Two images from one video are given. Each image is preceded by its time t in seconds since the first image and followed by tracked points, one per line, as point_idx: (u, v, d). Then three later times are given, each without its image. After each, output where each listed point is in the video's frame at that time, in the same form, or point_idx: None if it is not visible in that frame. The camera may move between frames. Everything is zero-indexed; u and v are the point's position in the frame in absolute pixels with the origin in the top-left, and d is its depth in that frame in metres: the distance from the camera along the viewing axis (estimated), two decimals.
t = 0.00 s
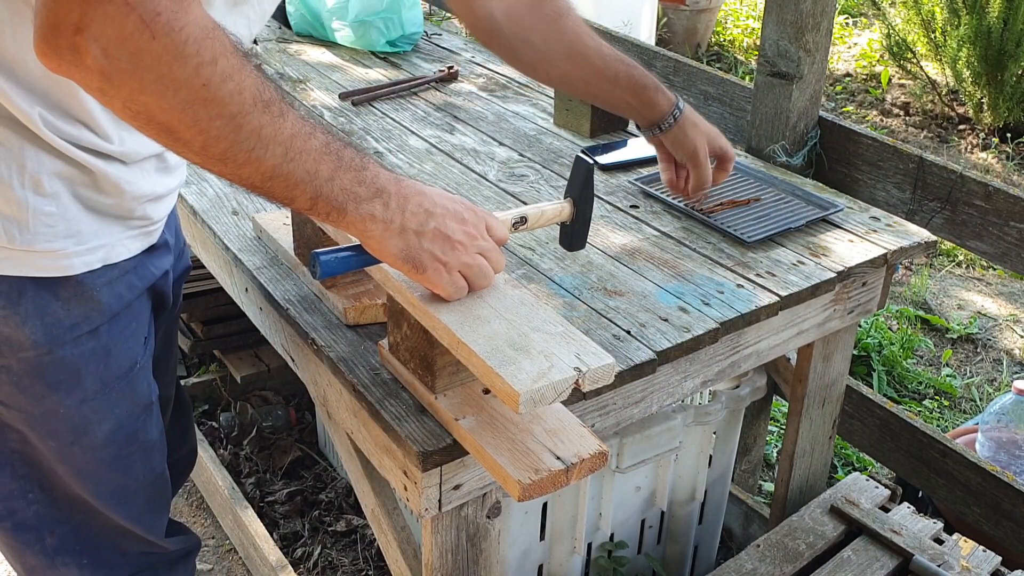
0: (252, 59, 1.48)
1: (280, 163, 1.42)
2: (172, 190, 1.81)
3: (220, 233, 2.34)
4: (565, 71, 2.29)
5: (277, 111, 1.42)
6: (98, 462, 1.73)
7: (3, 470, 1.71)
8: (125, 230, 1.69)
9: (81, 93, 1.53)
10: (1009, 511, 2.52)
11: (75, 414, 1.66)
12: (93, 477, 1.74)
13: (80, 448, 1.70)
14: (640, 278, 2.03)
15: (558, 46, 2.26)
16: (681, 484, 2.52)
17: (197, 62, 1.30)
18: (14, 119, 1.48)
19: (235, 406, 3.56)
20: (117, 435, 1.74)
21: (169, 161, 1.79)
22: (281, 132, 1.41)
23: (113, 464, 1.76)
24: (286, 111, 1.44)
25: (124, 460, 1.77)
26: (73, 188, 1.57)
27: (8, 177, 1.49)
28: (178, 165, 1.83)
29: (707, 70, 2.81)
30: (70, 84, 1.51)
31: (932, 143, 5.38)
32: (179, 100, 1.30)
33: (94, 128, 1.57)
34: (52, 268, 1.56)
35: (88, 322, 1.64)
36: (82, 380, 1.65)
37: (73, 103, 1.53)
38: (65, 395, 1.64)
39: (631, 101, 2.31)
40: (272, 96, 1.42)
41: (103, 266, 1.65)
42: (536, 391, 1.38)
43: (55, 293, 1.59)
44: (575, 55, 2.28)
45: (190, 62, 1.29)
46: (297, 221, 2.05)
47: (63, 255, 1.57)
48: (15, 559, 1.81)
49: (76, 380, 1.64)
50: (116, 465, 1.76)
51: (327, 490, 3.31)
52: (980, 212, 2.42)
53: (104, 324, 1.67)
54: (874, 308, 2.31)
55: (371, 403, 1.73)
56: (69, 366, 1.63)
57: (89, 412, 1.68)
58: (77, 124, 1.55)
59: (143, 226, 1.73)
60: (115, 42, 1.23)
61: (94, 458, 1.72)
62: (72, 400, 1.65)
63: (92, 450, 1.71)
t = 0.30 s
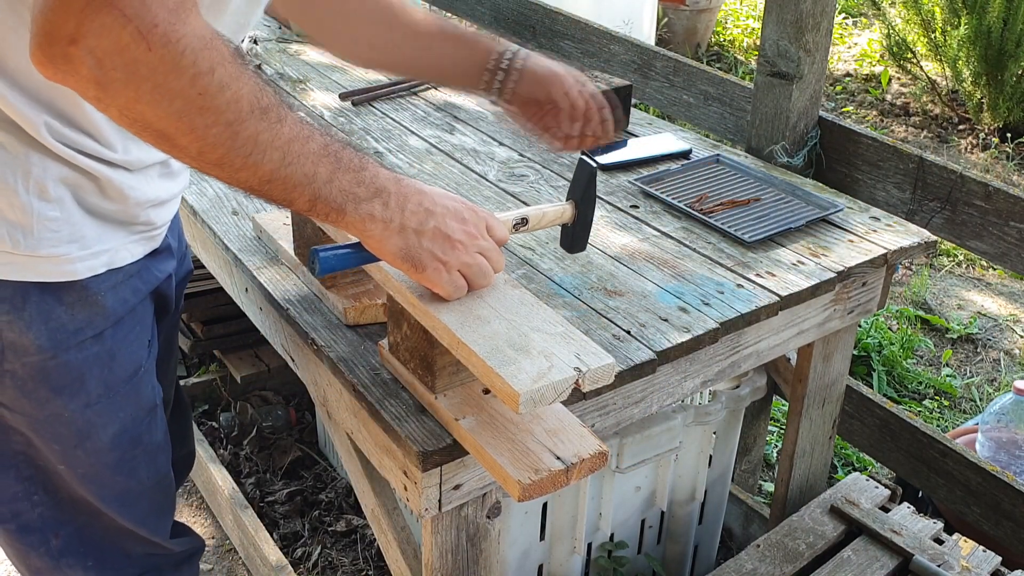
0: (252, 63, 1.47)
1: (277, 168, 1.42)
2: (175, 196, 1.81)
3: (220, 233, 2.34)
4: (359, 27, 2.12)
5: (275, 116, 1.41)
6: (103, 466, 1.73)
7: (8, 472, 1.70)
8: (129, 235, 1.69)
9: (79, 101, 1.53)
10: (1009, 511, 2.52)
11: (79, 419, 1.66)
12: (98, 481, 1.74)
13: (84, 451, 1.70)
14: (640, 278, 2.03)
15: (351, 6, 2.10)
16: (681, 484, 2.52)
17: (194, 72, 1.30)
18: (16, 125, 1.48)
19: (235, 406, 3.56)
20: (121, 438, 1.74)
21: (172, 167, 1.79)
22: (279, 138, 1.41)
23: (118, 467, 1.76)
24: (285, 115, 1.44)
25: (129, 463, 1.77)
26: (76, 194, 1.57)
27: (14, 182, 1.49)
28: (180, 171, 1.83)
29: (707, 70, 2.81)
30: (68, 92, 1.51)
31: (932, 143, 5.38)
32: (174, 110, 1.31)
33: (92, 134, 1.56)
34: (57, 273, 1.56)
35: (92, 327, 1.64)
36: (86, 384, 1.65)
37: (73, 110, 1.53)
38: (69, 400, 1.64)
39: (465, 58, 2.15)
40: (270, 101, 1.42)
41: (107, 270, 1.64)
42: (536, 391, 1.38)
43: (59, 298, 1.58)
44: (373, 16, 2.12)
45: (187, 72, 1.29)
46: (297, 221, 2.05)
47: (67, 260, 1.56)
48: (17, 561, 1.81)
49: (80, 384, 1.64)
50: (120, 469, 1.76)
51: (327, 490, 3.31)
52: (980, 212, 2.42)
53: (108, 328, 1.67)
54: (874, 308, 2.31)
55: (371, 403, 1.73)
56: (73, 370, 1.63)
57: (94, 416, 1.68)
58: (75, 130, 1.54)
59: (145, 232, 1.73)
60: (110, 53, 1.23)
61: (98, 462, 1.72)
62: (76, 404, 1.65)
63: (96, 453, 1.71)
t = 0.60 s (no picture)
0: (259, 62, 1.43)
1: (279, 172, 1.39)
2: (174, 201, 1.81)
3: (220, 232, 2.34)
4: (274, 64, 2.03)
5: (281, 122, 1.37)
6: (110, 471, 1.74)
7: (15, 481, 1.70)
8: (131, 241, 1.69)
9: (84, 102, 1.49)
10: (1009, 511, 2.52)
11: (88, 426, 1.66)
12: (104, 487, 1.75)
13: (92, 458, 1.70)
14: (640, 278, 2.03)
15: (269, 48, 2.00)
16: (681, 484, 2.52)
17: (202, 78, 1.26)
18: (28, 131, 1.46)
19: (235, 406, 3.56)
20: (128, 443, 1.75)
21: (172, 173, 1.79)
22: (283, 143, 1.38)
23: (124, 472, 1.76)
24: (290, 119, 1.40)
25: (134, 468, 1.78)
26: (85, 201, 1.56)
27: (25, 191, 1.47)
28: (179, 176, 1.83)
29: (707, 70, 2.81)
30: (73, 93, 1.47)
31: (932, 143, 5.38)
32: (179, 114, 1.27)
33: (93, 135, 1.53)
34: (68, 281, 1.55)
35: (101, 333, 1.64)
36: (95, 392, 1.65)
37: (78, 109, 1.50)
38: (80, 407, 1.64)
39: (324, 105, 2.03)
40: (277, 106, 1.37)
41: (114, 276, 1.65)
42: (536, 391, 1.37)
43: (69, 305, 1.58)
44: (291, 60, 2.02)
45: (195, 77, 1.25)
46: (297, 221, 2.05)
47: (78, 267, 1.56)
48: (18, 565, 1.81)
49: (89, 392, 1.64)
50: (126, 474, 1.77)
51: (328, 490, 3.31)
52: (980, 212, 2.39)
53: (116, 334, 1.67)
54: (874, 308, 2.31)
55: (371, 403, 1.73)
56: (83, 379, 1.63)
57: (102, 423, 1.68)
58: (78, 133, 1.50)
59: (147, 237, 1.73)
60: (117, 54, 1.19)
61: (105, 468, 1.73)
62: (86, 412, 1.65)
63: (105, 459, 1.72)
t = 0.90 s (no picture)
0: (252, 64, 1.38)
1: (260, 184, 1.36)
2: (170, 209, 1.81)
3: (220, 233, 2.34)
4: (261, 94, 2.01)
5: (265, 134, 1.34)
6: (106, 482, 1.73)
7: (10, 489, 1.71)
8: (127, 250, 1.68)
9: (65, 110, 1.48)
10: (1009, 511, 2.52)
11: (83, 437, 1.66)
12: (99, 497, 1.75)
13: (88, 469, 1.70)
14: (640, 278, 2.03)
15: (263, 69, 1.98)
16: (681, 484, 2.52)
17: (176, 88, 1.24)
18: (18, 140, 1.45)
19: (235, 406, 3.56)
20: (125, 454, 1.75)
21: (168, 181, 1.78)
22: (266, 157, 1.35)
23: (120, 482, 1.76)
24: (277, 133, 1.36)
25: (130, 477, 1.78)
26: (78, 211, 1.55)
27: (18, 202, 1.46)
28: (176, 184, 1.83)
29: (707, 70, 2.81)
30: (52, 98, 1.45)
31: (932, 143, 5.39)
32: (151, 123, 1.26)
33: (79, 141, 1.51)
34: (62, 292, 1.55)
35: (97, 344, 1.63)
36: (91, 403, 1.65)
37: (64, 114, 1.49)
38: (75, 419, 1.64)
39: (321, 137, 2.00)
40: (260, 118, 1.34)
41: (110, 285, 1.64)
42: (531, 395, 1.38)
43: (64, 317, 1.58)
44: (284, 85, 2.01)
45: (167, 87, 1.24)
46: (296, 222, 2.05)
47: (73, 278, 1.55)
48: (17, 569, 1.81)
49: (85, 404, 1.64)
50: (122, 484, 1.77)
51: (328, 490, 3.31)
52: (980, 212, 2.38)
53: (112, 345, 1.67)
54: (874, 308, 2.31)
55: (371, 403, 1.73)
56: (79, 390, 1.62)
57: (98, 434, 1.68)
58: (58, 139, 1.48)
59: (142, 246, 1.73)
60: (87, 61, 1.18)
61: (101, 478, 1.72)
62: (82, 423, 1.65)
63: (100, 470, 1.71)
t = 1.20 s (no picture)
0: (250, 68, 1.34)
1: (228, 199, 1.28)
2: (174, 217, 1.79)
3: (221, 233, 2.34)
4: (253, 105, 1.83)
5: (229, 149, 1.26)
6: (104, 490, 1.73)
7: (7, 494, 1.71)
8: (127, 258, 1.67)
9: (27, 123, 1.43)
10: (1009, 511, 2.52)
11: (80, 446, 1.66)
12: (98, 504, 1.74)
13: (85, 477, 1.70)
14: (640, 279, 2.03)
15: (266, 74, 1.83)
16: (681, 484, 2.52)
17: (130, 102, 1.21)
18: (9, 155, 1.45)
19: (235, 406, 3.56)
20: (122, 462, 1.74)
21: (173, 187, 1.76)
22: (231, 172, 1.26)
23: (118, 489, 1.76)
24: (244, 148, 1.27)
25: (129, 484, 1.77)
26: (75, 220, 1.55)
27: (12, 212, 1.47)
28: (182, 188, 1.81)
29: (707, 70, 2.81)
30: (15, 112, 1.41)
31: (932, 143, 5.38)
32: (110, 137, 1.22)
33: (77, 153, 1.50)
34: (58, 301, 1.55)
35: (94, 353, 1.63)
36: (87, 412, 1.65)
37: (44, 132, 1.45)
38: (70, 427, 1.64)
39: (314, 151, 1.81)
40: (222, 134, 1.26)
41: (107, 294, 1.63)
42: (537, 390, 1.38)
43: (60, 326, 1.58)
44: (291, 92, 1.85)
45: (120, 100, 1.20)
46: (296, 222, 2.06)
47: (68, 287, 1.54)
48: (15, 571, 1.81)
49: (81, 412, 1.64)
50: (120, 491, 1.76)
51: (328, 490, 3.31)
52: (980, 212, 2.38)
53: (109, 354, 1.66)
54: (874, 308, 2.31)
55: (371, 403, 1.73)
56: (74, 399, 1.63)
57: (95, 442, 1.68)
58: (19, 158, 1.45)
59: (143, 254, 1.71)
60: (40, 76, 1.19)
61: (99, 486, 1.72)
62: (78, 432, 1.65)
63: (97, 478, 1.71)
